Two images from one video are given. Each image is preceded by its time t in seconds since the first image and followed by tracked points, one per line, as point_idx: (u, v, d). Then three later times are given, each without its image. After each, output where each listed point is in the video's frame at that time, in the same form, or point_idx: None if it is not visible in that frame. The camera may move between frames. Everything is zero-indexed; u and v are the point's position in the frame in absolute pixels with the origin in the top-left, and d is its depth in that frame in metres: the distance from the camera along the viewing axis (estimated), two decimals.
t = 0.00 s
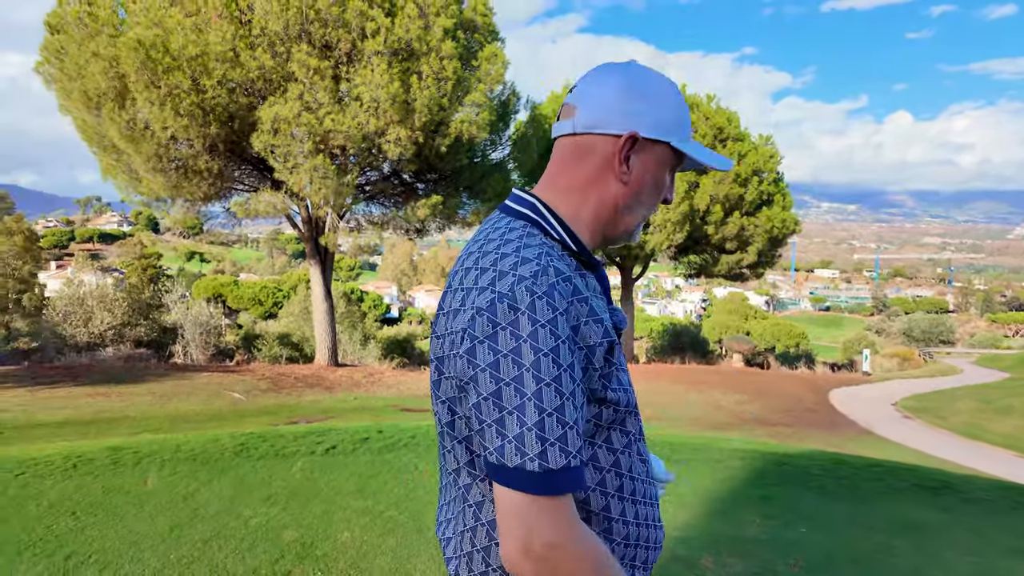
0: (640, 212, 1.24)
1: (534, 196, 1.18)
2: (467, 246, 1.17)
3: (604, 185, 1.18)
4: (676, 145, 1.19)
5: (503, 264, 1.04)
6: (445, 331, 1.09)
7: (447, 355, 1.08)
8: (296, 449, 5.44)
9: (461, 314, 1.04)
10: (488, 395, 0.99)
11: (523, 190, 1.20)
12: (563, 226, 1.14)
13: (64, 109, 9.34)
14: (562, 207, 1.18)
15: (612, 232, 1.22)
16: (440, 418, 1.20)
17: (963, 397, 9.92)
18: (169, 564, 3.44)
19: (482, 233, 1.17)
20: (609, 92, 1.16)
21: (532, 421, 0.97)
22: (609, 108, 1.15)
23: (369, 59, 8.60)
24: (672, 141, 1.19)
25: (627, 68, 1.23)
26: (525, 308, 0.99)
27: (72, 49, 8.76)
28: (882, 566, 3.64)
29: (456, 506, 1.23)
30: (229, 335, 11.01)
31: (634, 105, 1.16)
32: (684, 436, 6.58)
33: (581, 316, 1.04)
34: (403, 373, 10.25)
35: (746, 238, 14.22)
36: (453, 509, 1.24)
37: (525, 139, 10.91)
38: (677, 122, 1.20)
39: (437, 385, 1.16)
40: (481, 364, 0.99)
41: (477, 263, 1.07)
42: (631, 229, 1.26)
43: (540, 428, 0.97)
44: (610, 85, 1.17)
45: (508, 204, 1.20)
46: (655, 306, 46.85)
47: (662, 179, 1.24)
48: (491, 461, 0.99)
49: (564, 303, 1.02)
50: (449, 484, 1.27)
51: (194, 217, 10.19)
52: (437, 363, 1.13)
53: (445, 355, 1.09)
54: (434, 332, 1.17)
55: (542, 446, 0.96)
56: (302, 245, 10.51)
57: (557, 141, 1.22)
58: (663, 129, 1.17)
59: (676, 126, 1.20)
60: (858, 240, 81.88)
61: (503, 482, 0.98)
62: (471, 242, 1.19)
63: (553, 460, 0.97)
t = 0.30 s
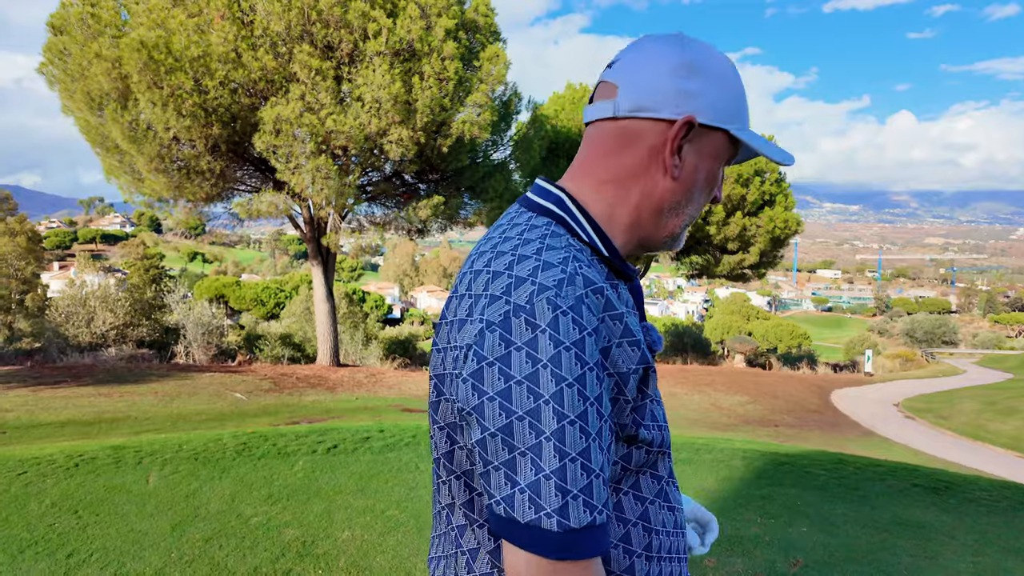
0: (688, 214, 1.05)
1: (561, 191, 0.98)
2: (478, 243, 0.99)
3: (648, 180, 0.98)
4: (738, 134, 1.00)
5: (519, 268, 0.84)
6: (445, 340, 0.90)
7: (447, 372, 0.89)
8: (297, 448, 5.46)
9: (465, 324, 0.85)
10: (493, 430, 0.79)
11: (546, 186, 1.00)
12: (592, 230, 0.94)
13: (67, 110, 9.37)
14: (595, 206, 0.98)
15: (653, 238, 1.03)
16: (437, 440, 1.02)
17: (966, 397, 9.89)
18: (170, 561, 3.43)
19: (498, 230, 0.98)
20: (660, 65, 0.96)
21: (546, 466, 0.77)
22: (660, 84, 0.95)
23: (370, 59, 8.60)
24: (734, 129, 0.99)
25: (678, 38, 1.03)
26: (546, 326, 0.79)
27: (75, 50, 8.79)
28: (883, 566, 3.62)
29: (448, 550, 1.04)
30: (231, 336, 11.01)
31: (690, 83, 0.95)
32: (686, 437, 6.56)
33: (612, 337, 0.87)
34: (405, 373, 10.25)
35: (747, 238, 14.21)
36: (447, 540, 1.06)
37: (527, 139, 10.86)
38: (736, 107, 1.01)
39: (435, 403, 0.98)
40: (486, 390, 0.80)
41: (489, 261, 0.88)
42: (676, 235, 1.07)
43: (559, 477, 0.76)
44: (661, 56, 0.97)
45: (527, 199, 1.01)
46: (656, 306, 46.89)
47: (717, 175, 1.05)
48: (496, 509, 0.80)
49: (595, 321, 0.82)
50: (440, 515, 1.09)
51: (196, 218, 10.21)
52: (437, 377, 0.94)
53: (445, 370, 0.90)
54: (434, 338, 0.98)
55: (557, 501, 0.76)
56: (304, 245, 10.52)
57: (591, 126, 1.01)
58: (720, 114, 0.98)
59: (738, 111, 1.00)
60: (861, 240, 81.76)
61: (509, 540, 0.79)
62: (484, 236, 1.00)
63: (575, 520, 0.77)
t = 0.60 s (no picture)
0: (741, 205, 1.18)
1: (616, 192, 1.10)
2: (535, 245, 1.09)
3: (709, 176, 1.11)
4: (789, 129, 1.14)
5: (580, 271, 0.94)
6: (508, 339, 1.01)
7: (507, 369, 1.00)
8: (293, 446, 5.46)
9: (525, 325, 0.96)
10: (558, 424, 0.89)
11: (603, 184, 1.12)
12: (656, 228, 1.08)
13: (60, 111, 9.31)
14: (653, 203, 1.11)
15: (708, 228, 1.17)
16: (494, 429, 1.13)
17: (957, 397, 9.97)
18: (170, 555, 3.89)
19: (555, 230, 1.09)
20: (716, 68, 1.08)
21: (609, 456, 0.87)
22: (717, 87, 1.07)
23: (364, 61, 8.61)
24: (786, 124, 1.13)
25: (729, 38, 1.15)
26: (607, 323, 0.89)
27: (69, 52, 8.72)
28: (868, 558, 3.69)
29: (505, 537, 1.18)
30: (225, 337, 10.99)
31: (744, 83, 1.08)
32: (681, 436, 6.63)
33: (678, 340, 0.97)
34: (399, 375, 10.24)
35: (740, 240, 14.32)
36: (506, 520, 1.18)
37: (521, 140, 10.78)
38: (787, 103, 1.14)
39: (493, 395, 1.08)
40: (549, 386, 0.90)
41: (549, 264, 0.98)
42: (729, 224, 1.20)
43: (624, 471, 0.87)
44: (716, 60, 1.09)
45: (588, 197, 1.12)
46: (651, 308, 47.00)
47: (769, 166, 1.19)
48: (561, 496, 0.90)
49: (656, 318, 0.91)
50: (495, 497, 1.20)
51: (189, 220, 10.17)
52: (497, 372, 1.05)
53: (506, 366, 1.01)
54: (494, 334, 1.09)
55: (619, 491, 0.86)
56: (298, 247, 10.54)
57: (652, 125, 1.13)
58: (771, 112, 1.11)
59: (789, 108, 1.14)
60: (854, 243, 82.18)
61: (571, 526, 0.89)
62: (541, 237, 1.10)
63: (641, 516, 0.87)
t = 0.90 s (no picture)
0: (765, 203, 1.24)
1: (654, 191, 1.13)
2: (576, 235, 1.12)
3: (737, 176, 1.16)
4: (806, 129, 1.20)
5: (626, 258, 0.97)
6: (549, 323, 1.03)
7: (548, 350, 1.02)
8: (278, 445, 5.89)
9: (571, 310, 0.98)
10: (604, 404, 0.92)
11: (639, 183, 1.15)
12: (691, 228, 1.12)
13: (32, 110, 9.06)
14: (687, 204, 1.15)
15: (736, 226, 1.21)
16: (528, 410, 1.15)
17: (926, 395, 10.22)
18: (159, 550, 4.22)
19: (598, 225, 1.11)
20: (740, 72, 1.13)
21: (652, 436, 0.90)
22: (742, 92, 1.12)
23: (344, 62, 8.57)
24: (803, 124, 1.19)
25: (746, 46, 1.20)
26: (655, 310, 0.92)
27: (41, 50, 8.40)
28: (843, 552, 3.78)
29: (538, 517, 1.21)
30: (200, 340, 10.82)
31: (766, 88, 1.13)
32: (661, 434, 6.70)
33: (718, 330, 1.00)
34: (379, 376, 10.18)
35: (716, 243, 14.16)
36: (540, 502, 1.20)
37: (501, 143, 10.78)
38: (802, 105, 1.20)
39: (530, 377, 1.11)
40: (596, 368, 0.93)
41: (595, 251, 1.01)
42: (753, 223, 1.25)
43: (665, 445, 0.89)
44: (739, 66, 1.13)
45: (622, 196, 1.15)
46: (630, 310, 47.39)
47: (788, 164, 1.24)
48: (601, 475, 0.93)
49: (701, 309, 0.94)
50: (528, 480, 1.22)
51: (165, 221, 10.03)
52: (535, 355, 1.07)
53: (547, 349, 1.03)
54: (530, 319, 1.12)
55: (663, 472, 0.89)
56: (275, 248, 10.48)
57: (678, 131, 1.17)
58: (794, 114, 1.16)
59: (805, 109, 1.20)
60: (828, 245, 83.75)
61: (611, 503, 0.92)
62: (580, 231, 1.13)
63: (678, 493, 0.89)
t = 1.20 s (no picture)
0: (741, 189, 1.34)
1: (658, 197, 1.22)
2: (603, 249, 1.19)
3: (718, 168, 1.25)
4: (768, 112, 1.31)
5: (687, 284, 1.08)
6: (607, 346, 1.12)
7: (610, 373, 1.12)
8: (257, 443, 5.91)
9: (638, 339, 1.09)
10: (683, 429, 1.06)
11: (646, 189, 1.22)
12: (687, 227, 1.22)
13: None
14: (682, 203, 1.24)
15: (720, 215, 1.32)
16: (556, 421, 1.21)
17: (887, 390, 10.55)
18: (144, 545, 4.19)
19: (622, 236, 1.19)
20: (709, 69, 1.22)
21: (742, 458, 1.05)
22: (713, 89, 1.21)
23: (314, 61, 8.48)
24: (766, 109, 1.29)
25: (700, 37, 1.28)
26: (738, 337, 1.05)
27: None
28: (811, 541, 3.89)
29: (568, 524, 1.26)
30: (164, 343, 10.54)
31: (732, 79, 1.23)
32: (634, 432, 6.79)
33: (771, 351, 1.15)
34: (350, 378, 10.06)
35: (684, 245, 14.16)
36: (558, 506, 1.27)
37: (473, 143, 10.66)
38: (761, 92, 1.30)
39: (570, 392, 1.17)
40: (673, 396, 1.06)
41: (646, 277, 1.11)
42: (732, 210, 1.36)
43: (754, 455, 1.05)
44: (706, 63, 1.23)
45: (626, 203, 1.23)
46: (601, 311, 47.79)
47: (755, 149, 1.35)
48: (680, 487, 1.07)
49: (769, 335, 1.10)
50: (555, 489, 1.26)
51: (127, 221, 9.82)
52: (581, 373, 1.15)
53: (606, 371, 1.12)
54: (566, 334, 1.18)
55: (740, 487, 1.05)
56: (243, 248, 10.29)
57: (660, 130, 1.24)
58: (759, 103, 1.26)
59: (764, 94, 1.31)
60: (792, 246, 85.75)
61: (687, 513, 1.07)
62: (598, 237, 1.21)
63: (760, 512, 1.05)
